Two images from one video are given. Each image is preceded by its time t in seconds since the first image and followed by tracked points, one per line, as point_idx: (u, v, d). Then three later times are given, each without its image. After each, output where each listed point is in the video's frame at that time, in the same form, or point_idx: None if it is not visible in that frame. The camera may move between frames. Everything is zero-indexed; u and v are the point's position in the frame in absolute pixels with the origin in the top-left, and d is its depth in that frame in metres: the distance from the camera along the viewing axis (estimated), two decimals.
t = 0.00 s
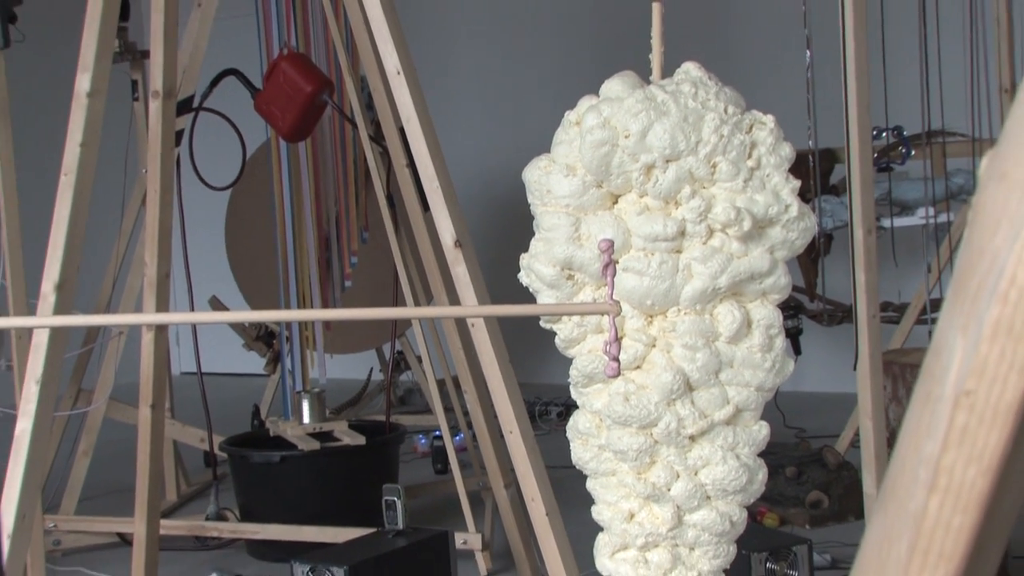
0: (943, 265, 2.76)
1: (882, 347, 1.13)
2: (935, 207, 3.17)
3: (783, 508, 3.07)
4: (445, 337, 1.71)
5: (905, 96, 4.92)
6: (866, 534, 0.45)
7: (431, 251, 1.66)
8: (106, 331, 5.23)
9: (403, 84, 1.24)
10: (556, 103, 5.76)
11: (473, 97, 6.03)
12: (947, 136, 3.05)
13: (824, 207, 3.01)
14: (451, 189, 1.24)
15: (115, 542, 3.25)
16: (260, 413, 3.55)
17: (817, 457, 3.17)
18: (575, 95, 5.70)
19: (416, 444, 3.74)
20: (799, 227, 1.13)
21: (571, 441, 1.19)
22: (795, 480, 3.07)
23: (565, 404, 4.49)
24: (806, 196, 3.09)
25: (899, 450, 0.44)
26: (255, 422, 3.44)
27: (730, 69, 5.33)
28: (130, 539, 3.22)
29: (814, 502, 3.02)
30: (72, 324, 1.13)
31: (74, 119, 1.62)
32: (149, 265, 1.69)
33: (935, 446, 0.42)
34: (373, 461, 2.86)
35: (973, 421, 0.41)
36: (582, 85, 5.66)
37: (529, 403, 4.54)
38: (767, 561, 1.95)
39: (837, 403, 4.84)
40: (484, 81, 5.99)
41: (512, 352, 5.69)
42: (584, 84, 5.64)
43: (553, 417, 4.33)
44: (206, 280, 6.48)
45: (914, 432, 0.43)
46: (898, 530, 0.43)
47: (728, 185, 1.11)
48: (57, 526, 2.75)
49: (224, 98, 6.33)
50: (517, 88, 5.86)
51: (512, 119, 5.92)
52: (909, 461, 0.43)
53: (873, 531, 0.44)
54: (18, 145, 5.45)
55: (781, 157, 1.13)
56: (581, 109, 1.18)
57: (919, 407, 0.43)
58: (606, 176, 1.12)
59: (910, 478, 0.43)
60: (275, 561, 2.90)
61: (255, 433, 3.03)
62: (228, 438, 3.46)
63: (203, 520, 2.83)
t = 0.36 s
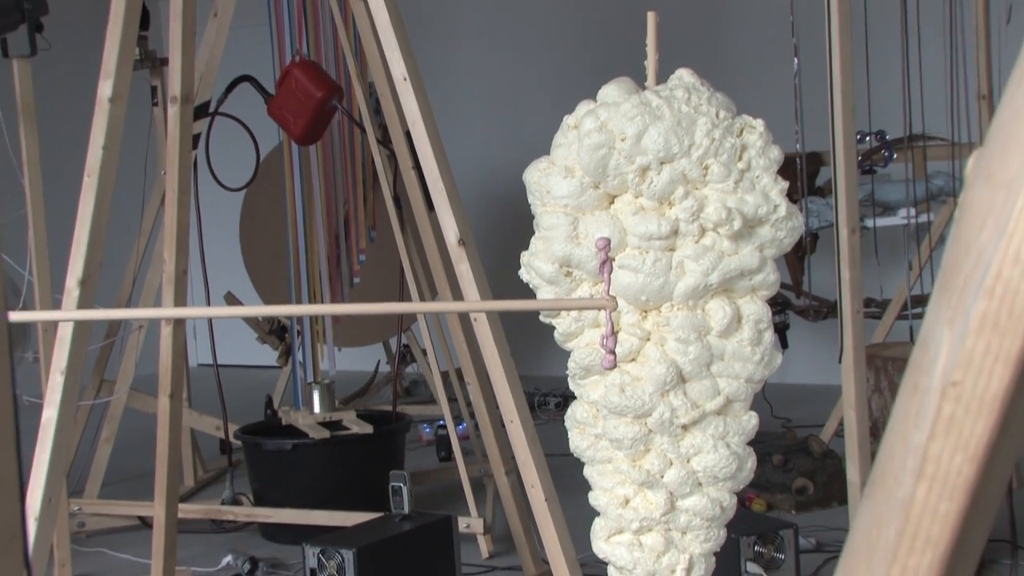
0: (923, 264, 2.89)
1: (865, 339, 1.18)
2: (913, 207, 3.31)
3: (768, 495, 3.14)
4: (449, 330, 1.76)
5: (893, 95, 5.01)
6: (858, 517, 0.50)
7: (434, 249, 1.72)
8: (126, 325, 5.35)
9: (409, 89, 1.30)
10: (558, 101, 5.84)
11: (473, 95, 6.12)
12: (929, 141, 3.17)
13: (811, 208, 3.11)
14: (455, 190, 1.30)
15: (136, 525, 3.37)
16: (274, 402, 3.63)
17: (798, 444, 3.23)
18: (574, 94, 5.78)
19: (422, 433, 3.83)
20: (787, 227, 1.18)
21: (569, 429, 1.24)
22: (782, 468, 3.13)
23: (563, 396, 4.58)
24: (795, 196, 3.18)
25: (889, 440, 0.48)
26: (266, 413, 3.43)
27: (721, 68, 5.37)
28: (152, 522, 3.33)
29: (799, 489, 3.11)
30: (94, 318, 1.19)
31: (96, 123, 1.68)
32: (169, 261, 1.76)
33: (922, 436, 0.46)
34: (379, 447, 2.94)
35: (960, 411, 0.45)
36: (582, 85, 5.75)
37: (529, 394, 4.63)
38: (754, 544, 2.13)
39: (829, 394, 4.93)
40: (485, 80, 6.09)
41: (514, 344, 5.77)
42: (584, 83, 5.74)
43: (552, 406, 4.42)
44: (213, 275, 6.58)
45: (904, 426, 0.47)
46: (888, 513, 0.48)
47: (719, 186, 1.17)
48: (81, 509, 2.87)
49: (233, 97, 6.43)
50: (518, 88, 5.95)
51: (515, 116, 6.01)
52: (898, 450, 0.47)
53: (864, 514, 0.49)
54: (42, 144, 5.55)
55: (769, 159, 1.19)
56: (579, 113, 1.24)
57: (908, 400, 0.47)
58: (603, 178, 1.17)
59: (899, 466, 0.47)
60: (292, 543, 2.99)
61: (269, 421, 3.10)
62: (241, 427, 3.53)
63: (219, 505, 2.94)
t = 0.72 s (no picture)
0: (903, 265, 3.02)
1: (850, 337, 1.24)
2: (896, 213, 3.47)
3: (757, 485, 3.22)
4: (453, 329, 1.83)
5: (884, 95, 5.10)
6: (844, 509, 0.50)
7: (438, 249, 1.78)
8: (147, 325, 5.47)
9: (415, 99, 1.36)
10: (557, 103, 5.91)
11: (473, 94, 6.20)
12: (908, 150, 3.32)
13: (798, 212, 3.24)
14: (459, 195, 1.36)
15: (154, 515, 3.46)
16: (285, 399, 3.71)
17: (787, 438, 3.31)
18: (572, 93, 5.85)
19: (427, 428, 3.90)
20: (774, 230, 1.24)
21: (567, 424, 1.30)
22: (770, 459, 3.23)
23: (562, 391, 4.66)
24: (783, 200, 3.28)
25: (875, 432, 0.49)
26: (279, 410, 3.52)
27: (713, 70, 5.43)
28: (169, 512, 3.41)
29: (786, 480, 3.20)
30: (114, 317, 1.24)
31: (117, 131, 1.74)
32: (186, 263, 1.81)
33: (906, 430, 0.47)
34: (385, 443, 3.01)
35: (943, 405, 0.46)
36: (579, 86, 5.81)
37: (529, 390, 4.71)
38: (744, 532, 2.21)
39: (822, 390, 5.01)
40: (484, 79, 6.16)
41: (515, 342, 5.83)
42: (581, 83, 5.80)
43: (550, 401, 4.49)
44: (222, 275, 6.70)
45: (888, 417, 0.48)
46: (874, 505, 0.48)
47: (711, 191, 1.22)
48: (103, 499, 2.94)
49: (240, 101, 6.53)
50: (518, 88, 6.03)
51: (516, 117, 6.08)
52: (883, 443, 0.48)
53: (851, 505, 0.50)
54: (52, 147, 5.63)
55: (757, 165, 1.25)
56: (576, 122, 1.29)
57: (892, 393, 0.48)
58: (600, 183, 1.23)
59: (884, 457, 0.48)
60: (302, 533, 3.06)
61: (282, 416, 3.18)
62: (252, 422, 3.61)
63: (234, 495, 3.03)
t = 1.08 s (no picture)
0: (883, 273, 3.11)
1: (837, 339, 1.30)
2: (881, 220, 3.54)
3: (747, 479, 3.26)
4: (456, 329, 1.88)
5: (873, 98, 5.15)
6: (839, 504, 0.56)
7: (442, 253, 1.84)
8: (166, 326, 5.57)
9: (421, 112, 1.43)
10: (559, 107, 5.96)
11: (477, 97, 6.27)
12: (890, 159, 3.40)
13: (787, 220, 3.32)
14: (462, 203, 1.42)
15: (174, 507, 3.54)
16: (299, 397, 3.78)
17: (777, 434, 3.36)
18: (574, 98, 5.90)
19: (432, 425, 3.95)
20: (765, 237, 1.30)
21: (567, 422, 1.36)
22: (759, 455, 3.28)
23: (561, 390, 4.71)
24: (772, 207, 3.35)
25: (866, 433, 0.54)
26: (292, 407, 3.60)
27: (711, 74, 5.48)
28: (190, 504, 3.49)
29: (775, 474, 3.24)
30: (135, 319, 1.31)
31: (139, 143, 1.82)
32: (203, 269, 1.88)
33: (896, 431, 0.52)
34: (393, 440, 3.08)
35: (931, 408, 0.51)
36: (581, 88, 5.86)
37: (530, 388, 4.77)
38: (734, 524, 2.27)
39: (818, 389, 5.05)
40: (487, 84, 6.23)
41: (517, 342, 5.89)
42: (583, 86, 5.85)
43: (550, 399, 4.55)
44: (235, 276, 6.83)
45: (878, 419, 0.54)
46: (865, 501, 0.54)
47: (705, 200, 1.28)
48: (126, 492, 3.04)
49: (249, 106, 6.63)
50: (521, 91, 6.09)
51: (519, 120, 6.14)
52: (874, 443, 0.54)
53: (844, 501, 0.55)
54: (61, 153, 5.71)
55: (748, 175, 1.31)
56: (576, 133, 1.35)
57: (883, 398, 0.54)
58: (598, 192, 1.29)
59: (875, 457, 0.54)
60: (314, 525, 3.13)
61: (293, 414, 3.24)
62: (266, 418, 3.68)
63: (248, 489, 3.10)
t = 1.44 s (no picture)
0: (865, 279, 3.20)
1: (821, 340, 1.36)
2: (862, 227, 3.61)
3: (736, 474, 3.31)
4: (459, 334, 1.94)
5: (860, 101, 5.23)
6: (825, 503, 0.59)
7: (446, 258, 1.91)
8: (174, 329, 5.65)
9: (425, 123, 1.49)
10: (558, 114, 6.03)
11: (476, 104, 6.34)
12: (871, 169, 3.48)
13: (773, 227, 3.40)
14: (465, 210, 1.48)
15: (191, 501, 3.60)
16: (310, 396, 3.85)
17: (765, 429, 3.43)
18: (573, 105, 5.97)
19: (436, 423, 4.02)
20: (753, 243, 1.36)
21: (565, 420, 1.42)
22: (748, 450, 3.32)
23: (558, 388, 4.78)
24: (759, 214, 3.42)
25: (852, 434, 0.58)
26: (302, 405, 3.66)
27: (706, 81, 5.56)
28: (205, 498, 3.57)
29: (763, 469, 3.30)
30: (153, 322, 1.37)
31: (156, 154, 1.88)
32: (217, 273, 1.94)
33: (881, 432, 0.56)
34: (397, 439, 3.14)
35: (914, 411, 0.55)
36: (580, 95, 5.94)
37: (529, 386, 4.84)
38: (725, 517, 2.33)
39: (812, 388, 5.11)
40: (487, 91, 6.30)
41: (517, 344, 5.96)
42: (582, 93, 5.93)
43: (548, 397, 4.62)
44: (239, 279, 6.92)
45: (864, 421, 0.57)
46: (850, 500, 0.57)
47: (696, 208, 1.35)
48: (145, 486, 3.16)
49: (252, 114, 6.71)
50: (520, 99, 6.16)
51: (518, 126, 6.21)
52: (859, 444, 0.57)
53: (831, 501, 0.58)
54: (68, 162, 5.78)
55: (737, 184, 1.37)
56: (572, 144, 1.42)
57: (867, 401, 0.57)
58: (594, 200, 1.35)
59: (861, 458, 0.57)
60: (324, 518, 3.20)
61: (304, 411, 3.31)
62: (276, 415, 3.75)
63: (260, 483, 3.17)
